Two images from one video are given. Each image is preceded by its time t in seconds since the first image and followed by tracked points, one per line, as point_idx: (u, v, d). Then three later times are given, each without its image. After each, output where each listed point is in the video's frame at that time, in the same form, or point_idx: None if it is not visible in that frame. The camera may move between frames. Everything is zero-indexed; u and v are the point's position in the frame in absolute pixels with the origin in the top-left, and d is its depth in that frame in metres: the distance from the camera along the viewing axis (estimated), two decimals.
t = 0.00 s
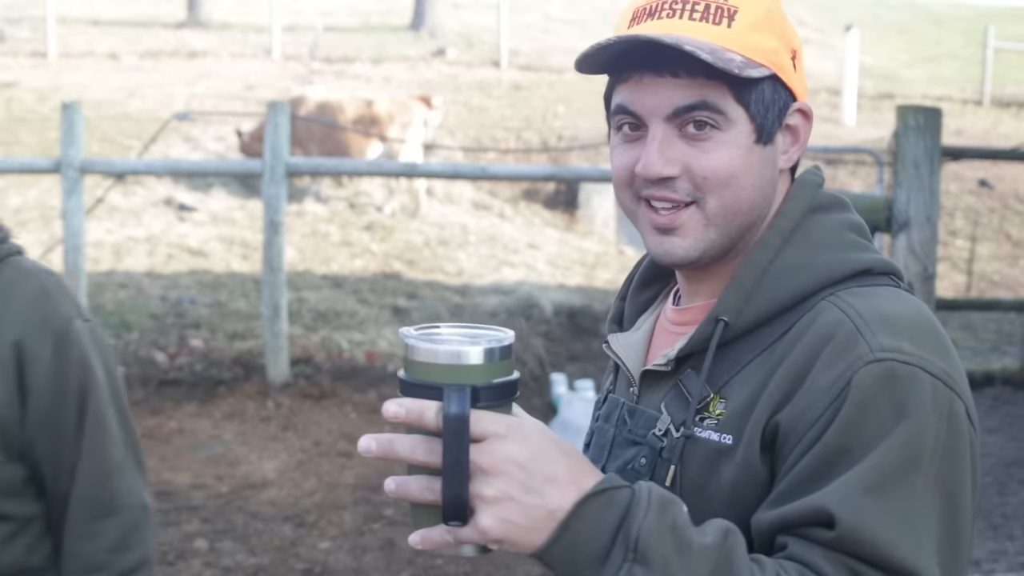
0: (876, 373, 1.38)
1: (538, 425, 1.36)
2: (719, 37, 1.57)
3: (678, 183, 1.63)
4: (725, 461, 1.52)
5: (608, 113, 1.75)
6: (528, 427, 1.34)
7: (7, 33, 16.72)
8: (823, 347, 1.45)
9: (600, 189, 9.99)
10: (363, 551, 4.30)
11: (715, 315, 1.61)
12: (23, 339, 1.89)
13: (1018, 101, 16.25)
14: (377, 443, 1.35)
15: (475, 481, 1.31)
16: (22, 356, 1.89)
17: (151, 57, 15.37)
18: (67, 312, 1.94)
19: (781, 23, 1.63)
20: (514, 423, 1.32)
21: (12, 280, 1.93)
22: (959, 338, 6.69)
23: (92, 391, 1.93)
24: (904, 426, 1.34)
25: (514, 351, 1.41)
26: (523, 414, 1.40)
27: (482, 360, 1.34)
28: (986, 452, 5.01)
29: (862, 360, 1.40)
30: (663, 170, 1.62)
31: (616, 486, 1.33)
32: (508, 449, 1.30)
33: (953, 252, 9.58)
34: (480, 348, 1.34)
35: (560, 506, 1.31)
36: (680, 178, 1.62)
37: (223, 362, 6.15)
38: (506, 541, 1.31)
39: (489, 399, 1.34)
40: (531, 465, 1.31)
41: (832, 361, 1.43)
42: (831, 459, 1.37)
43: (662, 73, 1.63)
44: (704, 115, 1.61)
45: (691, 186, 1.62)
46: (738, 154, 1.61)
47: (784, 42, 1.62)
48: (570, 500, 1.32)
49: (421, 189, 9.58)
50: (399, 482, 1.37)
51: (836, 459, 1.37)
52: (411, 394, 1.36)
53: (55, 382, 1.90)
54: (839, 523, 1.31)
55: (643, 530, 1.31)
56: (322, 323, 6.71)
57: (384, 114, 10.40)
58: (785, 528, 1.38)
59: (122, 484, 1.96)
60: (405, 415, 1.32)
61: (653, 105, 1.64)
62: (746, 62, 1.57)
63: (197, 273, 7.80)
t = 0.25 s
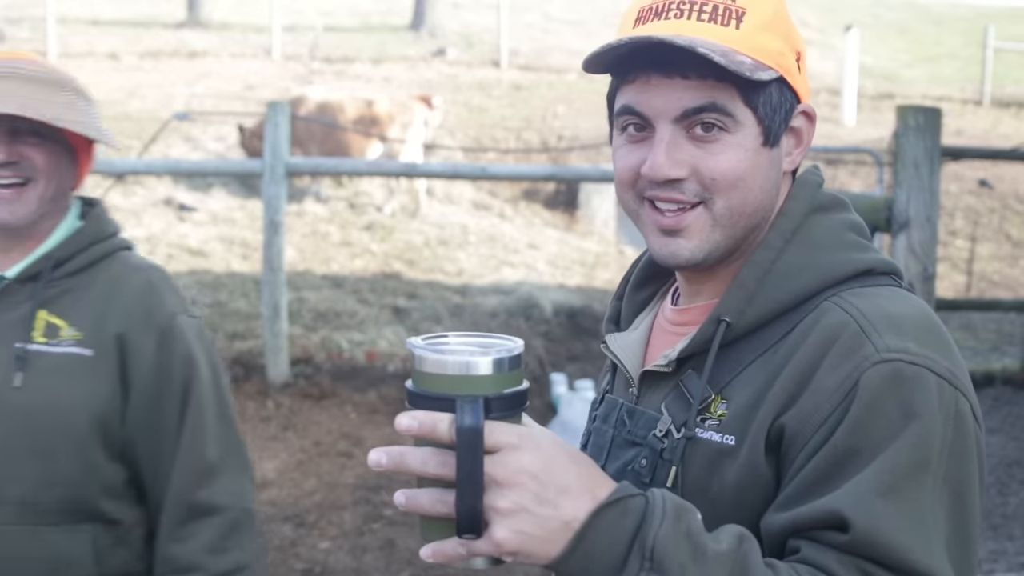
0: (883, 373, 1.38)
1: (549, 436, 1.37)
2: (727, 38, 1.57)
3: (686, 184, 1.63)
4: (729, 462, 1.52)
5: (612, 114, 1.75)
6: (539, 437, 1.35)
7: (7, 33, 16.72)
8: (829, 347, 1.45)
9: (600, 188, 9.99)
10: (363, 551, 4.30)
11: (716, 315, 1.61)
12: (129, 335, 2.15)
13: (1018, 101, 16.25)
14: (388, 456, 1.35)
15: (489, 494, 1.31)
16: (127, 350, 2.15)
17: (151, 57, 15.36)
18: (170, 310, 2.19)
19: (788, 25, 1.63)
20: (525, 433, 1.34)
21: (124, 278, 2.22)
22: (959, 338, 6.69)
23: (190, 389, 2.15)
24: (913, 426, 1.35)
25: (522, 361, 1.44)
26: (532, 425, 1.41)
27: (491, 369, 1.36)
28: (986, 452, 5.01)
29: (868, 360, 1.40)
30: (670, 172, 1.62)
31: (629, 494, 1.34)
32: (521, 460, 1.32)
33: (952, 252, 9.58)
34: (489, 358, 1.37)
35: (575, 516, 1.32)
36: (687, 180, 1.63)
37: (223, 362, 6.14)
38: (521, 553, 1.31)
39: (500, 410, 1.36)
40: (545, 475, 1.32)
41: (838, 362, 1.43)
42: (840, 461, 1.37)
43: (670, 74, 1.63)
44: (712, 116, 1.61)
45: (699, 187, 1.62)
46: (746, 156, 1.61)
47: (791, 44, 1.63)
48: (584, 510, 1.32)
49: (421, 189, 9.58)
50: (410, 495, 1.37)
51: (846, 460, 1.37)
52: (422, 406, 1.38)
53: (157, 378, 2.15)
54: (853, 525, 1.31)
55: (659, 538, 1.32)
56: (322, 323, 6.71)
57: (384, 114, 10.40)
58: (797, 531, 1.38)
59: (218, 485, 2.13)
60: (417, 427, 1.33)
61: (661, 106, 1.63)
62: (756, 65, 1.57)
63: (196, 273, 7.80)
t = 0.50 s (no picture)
0: (885, 374, 1.38)
1: (553, 435, 1.37)
2: (730, 36, 1.57)
3: (687, 184, 1.63)
4: (729, 461, 1.52)
5: (615, 112, 1.74)
6: (543, 436, 1.35)
7: (7, 33, 16.71)
8: (831, 346, 1.45)
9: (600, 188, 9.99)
10: (362, 551, 4.31)
11: (717, 315, 1.61)
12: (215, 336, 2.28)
13: (1018, 101, 16.25)
14: (393, 454, 1.35)
15: (494, 493, 1.31)
16: (211, 350, 2.28)
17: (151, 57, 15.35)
18: (253, 312, 2.32)
19: (792, 24, 1.63)
20: (530, 433, 1.33)
21: (210, 277, 2.36)
22: (959, 338, 6.69)
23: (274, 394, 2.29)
24: (915, 426, 1.34)
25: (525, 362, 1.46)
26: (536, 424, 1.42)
27: (497, 370, 1.38)
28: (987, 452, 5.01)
29: (870, 360, 1.40)
30: (673, 170, 1.62)
31: (632, 494, 1.34)
32: (526, 460, 1.31)
33: (953, 252, 9.58)
34: (495, 358, 1.39)
35: (579, 515, 1.32)
36: (690, 178, 1.62)
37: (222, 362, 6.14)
38: (526, 551, 1.31)
39: (505, 409, 1.37)
40: (550, 474, 1.31)
41: (840, 361, 1.43)
42: (842, 461, 1.37)
43: (675, 72, 1.63)
44: (716, 115, 1.61)
45: (700, 187, 1.62)
46: (748, 157, 1.62)
47: (795, 44, 1.63)
48: (588, 509, 1.32)
49: (421, 189, 9.58)
50: (415, 494, 1.37)
51: (848, 460, 1.37)
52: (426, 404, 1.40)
53: (239, 379, 2.29)
54: (855, 526, 1.31)
55: (663, 538, 1.32)
56: (322, 323, 6.71)
57: (384, 115, 10.40)
58: (799, 531, 1.38)
59: (302, 491, 2.31)
60: (422, 426, 1.34)
61: (665, 104, 1.63)
62: (760, 63, 1.57)
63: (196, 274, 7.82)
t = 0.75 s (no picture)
0: (881, 373, 1.38)
1: (554, 443, 1.38)
2: (723, 38, 1.57)
3: (681, 186, 1.63)
4: (727, 460, 1.52)
5: (611, 115, 1.75)
6: (545, 445, 1.35)
7: (7, 33, 16.71)
8: (827, 347, 1.45)
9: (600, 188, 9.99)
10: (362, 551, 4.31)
11: (715, 314, 1.61)
12: (279, 337, 2.48)
13: (1018, 101, 16.25)
14: (399, 456, 1.36)
15: (494, 499, 1.32)
16: (276, 350, 2.47)
17: (151, 57, 15.35)
18: (316, 315, 2.52)
19: (784, 25, 1.64)
20: (531, 440, 1.34)
21: (273, 282, 2.55)
22: (959, 338, 6.69)
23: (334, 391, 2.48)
24: (909, 426, 1.34)
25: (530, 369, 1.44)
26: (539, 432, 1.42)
27: (500, 378, 1.36)
28: (986, 452, 5.01)
29: (866, 360, 1.40)
30: (667, 172, 1.62)
31: (628, 501, 1.34)
32: (526, 467, 1.32)
33: (952, 252, 9.57)
34: (498, 366, 1.37)
35: (576, 522, 1.32)
36: (684, 181, 1.62)
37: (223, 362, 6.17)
38: (523, 557, 1.31)
39: (507, 417, 1.37)
40: (548, 482, 1.32)
41: (836, 362, 1.43)
42: (837, 460, 1.37)
43: (669, 74, 1.63)
44: (710, 116, 1.61)
45: (694, 191, 1.62)
46: (741, 158, 1.62)
47: (788, 45, 1.64)
48: (585, 516, 1.33)
49: (421, 189, 9.58)
50: (417, 497, 1.38)
51: (843, 460, 1.37)
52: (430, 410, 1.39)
53: (303, 377, 2.48)
54: (850, 527, 1.31)
55: (656, 546, 1.31)
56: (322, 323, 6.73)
57: (384, 115, 10.40)
58: (795, 533, 1.38)
59: (364, 483, 2.50)
60: (424, 432, 1.34)
61: (659, 106, 1.63)
62: (753, 64, 1.57)
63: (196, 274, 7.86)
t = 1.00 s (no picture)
0: (875, 378, 1.38)
1: (562, 455, 1.37)
2: (719, 38, 1.57)
3: (680, 186, 1.62)
4: (721, 460, 1.52)
5: (609, 116, 1.75)
6: (553, 458, 1.35)
7: (7, 33, 16.73)
8: (822, 351, 1.46)
9: (600, 188, 9.99)
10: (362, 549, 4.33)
11: (711, 315, 1.61)
12: (324, 313, 2.58)
13: (1018, 101, 16.25)
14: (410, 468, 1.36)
15: (501, 510, 1.31)
16: (322, 326, 2.58)
17: (151, 57, 15.35)
18: (357, 287, 2.63)
19: (781, 27, 1.64)
20: (539, 454, 1.33)
21: (313, 261, 2.65)
22: (959, 338, 6.69)
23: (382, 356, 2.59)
24: (903, 431, 1.35)
25: (537, 383, 1.43)
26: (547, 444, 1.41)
27: (510, 394, 1.35)
28: (986, 452, 5.01)
29: (861, 364, 1.40)
30: (665, 173, 1.62)
31: (630, 514, 1.35)
32: (535, 481, 1.31)
33: (952, 252, 9.57)
34: (509, 382, 1.36)
35: (581, 533, 1.32)
36: (683, 181, 1.62)
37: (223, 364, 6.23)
38: (527, 567, 1.32)
39: (516, 430, 1.35)
40: (555, 496, 1.32)
41: (830, 366, 1.43)
42: (831, 464, 1.38)
43: (666, 75, 1.63)
44: (708, 117, 1.62)
45: (692, 191, 1.62)
46: (739, 156, 1.62)
47: (784, 46, 1.64)
48: (590, 529, 1.33)
49: (421, 189, 9.59)
50: (426, 506, 1.37)
51: (837, 464, 1.38)
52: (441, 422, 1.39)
53: (352, 349, 2.59)
54: (845, 534, 1.31)
55: (656, 558, 1.33)
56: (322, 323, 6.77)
57: (384, 115, 10.41)
58: (793, 539, 1.38)
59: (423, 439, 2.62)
60: (435, 444, 1.33)
61: (658, 106, 1.64)
62: (751, 66, 1.58)
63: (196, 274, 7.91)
